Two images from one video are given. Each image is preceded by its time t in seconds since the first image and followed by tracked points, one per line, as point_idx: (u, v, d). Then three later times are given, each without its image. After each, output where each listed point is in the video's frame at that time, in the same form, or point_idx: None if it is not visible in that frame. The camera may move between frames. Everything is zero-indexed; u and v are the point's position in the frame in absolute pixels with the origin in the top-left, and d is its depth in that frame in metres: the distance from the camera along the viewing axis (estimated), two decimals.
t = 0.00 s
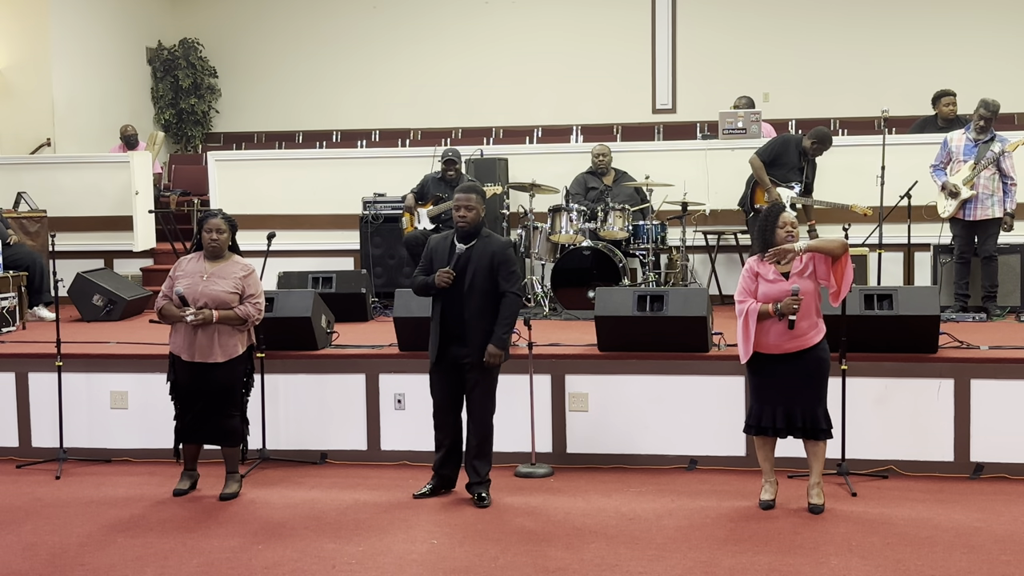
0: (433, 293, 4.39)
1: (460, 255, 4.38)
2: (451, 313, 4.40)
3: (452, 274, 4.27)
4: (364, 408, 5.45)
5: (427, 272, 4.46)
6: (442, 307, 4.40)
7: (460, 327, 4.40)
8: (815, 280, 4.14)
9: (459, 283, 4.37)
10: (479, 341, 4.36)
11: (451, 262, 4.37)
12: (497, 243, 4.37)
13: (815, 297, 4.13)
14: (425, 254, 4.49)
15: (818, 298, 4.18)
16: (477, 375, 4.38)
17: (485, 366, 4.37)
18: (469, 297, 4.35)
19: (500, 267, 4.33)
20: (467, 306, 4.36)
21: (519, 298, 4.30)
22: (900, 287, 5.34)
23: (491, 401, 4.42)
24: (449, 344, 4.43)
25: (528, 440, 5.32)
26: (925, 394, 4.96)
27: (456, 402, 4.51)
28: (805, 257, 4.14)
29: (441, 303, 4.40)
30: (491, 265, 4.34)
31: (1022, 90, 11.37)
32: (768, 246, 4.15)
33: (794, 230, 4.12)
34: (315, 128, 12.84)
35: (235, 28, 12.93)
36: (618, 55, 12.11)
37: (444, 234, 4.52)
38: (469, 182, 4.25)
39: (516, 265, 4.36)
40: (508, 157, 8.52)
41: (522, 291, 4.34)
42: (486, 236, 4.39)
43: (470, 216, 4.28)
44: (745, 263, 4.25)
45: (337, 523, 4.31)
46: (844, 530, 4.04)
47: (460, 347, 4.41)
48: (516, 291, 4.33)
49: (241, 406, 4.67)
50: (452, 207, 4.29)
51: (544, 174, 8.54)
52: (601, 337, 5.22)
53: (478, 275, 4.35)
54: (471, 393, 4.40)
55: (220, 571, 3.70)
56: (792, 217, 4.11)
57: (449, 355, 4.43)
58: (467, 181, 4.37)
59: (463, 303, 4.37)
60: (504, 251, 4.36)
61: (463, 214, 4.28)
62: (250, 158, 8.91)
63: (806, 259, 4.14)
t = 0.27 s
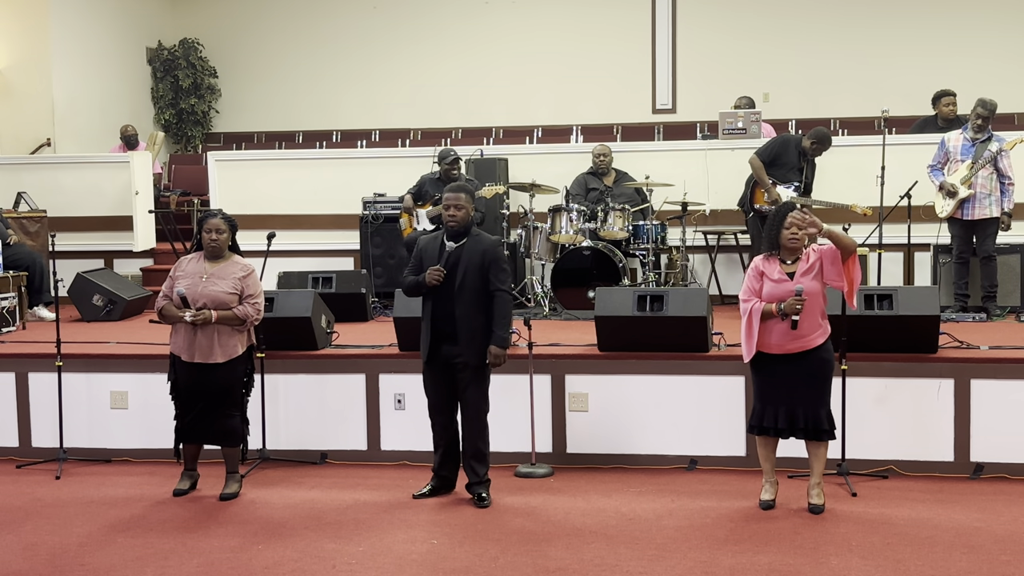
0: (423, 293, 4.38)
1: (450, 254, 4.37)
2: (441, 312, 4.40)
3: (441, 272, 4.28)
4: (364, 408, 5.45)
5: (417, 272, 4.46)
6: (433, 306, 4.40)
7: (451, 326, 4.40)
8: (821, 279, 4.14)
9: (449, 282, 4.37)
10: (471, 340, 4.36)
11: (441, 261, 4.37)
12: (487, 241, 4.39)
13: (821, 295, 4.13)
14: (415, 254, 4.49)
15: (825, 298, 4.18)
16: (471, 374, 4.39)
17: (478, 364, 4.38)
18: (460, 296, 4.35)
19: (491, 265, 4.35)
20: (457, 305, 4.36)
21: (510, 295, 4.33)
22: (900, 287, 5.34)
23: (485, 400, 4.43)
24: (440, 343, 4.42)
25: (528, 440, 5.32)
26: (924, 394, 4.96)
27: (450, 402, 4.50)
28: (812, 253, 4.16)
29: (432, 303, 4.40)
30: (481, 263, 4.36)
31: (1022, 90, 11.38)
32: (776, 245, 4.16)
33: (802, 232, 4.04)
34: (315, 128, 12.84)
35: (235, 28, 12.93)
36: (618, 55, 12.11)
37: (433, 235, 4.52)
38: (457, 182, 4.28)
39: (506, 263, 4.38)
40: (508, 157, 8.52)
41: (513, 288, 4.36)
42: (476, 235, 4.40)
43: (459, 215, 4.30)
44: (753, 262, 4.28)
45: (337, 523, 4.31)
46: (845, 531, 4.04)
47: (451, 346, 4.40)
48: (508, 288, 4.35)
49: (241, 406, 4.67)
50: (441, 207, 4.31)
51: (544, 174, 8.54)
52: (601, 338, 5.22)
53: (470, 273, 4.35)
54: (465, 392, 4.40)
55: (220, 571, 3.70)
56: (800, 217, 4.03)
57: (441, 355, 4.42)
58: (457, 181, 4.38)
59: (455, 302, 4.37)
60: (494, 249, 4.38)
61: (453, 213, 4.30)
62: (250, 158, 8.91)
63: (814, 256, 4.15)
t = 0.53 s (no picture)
0: (414, 293, 4.37)
1: (441, 254, 4.37)
2: (432, 312, 4.40)
3: (434, 272, 4.27)
4: (364, 408, 5.45)
5: (407, 272, 4.44)
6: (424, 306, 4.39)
7: (442, 325, 4.39)
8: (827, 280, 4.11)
9: (440, 282, 4.36)
10: (462, 339, 4.35)
11: (432, 261, 4.36)
12: (477, 241, 4.38)
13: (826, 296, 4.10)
14: (405, 254, 4.48)
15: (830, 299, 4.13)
16: (462, 373, 4.38)
17: (469, 364, 4.37)
18: (451, 296, 4.35)
19: (481, 265, 4.34)
20: (448, 305, 4.36)
21: (500, 294, 4.33)
22: (900, 287, 5.34)
23: (478, 399, 4.43)
24: (431, 343, 4.41)
25: (528, 440, 5.32)
26: (925, 394, 4.96)
27: (442, 402, 4.49)
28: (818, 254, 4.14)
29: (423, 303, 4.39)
30: (471, 263, 4.35)
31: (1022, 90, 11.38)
32: (783, 245, 4.19)
33: (807, 232, 4.09)
34: (315, 128, 12.84)
35: (235, 28, 12.93)
36: (618, 56, 12.11)
37: (423, 235, 4.52)
38: (448, 182, 4.30)
39: (496, 263, 4.38)
40: (509, 157, 8.52)
41: (502, 288, 4.36)
42: (467, 235, 4.40)
43: (450, 215, 4.32)
44: (758, 262, 4.28)
45: (337, 523, 4.31)
46: (845, 530, 4.04)
47: (442, 346, 4.39)
48: (497, 288, 4.35)
49: (240, 406, 4.67)
50: (433, 207, 4.33)
51: (544, 174, 8.54)
52: (601, 338, 5.22)
53: (460, 273, 4.35)
54: (457, 391, 4.40)
55: (220, 571, 3.70)
56: (806, 217, 4.08)
57: (433, 355, 4.40)
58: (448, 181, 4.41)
59: (446, 302, 4.36)
60: (485, 250, 4.37)
61: (443, 214, 4.32)
62: (249, 158, 8.91)
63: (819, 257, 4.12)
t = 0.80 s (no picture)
0: (407, 293, 4.37)
1: (433, 254, 4.37)
2: (425, 311, 4.40)
3: (426, 272, 4.28)
4: (364, 408, 5.45)
5: (400, 272, 4.46)
6: (416, 306, 4.40)
7: (435, 324, 4.40)
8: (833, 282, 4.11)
9: (433, 282, 4.36)
10: (455, 339, 4.35)
11: (425, 262, 4.37)
12: (469, 242, 4.38)
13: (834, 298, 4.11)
14: (398, 255, 4.49)
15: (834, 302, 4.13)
16: (456, 372, 4.38)
17: (461, 364, 4.37)
18: (444, 296, 4.35)
19: (473, 265, 4.35)
20: (440, 305, 4.37)
21: (493, 294, 4.33)
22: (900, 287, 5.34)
23: (473, 399, 4.42)
24: (424, 343, 4.41)
25: (528, 440, 5.32)
26: (925, 394, 4.96)
27: (437, 401, 4.50)
28: (826, 254, 4.14)
29: (415, 303, 4.39)
30: (464, 263, 4.35)
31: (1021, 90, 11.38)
32: (787, 245, 4.18)
33: (809, 230, 4.08)
34: (315, 128, 12.84)
35: (235, 28, 12.94)
36: (618, 56, 12.11)
37: (416, 236, 4.52)
38: (441, 183, 4.30)
39: (488, 263, 4.38)
40: (509, 157, 8.52)
41: (494, 287, 4.36)
42: (459, 235, 4.40)
43: (442, 216, 4.32)
44: (762, 262, 4.27)
45: (337, 523, 4.31)
46: (845, 531, 4.04)
47: (435, 345, 4.38)
48: (489, 287, 4.35)
49: (239, 406, 4.68)
50: (425, 208, 4.33)
51: (544, 174, 8.54)
52: (601, 337, 5.22)
53: (453, 273, 4.35)
54: (451, 390, 4.39)
55: (220, 571, 3.70)
56: (809, 217, 4.08)
57: (426, 355, 4.40)
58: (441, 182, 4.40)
59: (439, 302, 4.36)
60: (477, 249, 4.37)
61: (436, 214, 4.32)
62: (249, 158, 8.91)
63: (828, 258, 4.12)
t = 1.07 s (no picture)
0: (402, 293, 4.39)
1: (428, 254, 4.39)
2: (421, 311, 4.41)
3: (421, 272, 4.29)
4: (364, 408, 5.45)
5: (395, 272, 4.45)
6: (411, 305, 4.41)
7: (431, 323, 4.41)
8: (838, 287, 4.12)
9: (427, 282, 4.37)
10: (451, 339, 4.35)
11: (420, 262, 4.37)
12: (464, 242, 4.38)
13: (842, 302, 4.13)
14: (393, 255, 4.49)
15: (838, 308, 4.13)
16: (451, 372, 4.38)
17: (456, 364, 4.37)
18: (440, 296, 4.34)
19: (468, 265, 4.34)
20: (435, 306, 4.37)
21: (489, 294, 4.33)
22: (900, 287, 5.34)
23: (469, 397, 4.43)
24: (419, 342, 4.44)
25: (528, 440, 5.32)
26: (925, 394, 4.96)
27: (435, 401, 4.50)
28: (839, 260, 4.13)
29: (412, 303, 4.41)
30: (459, 263, 4.35)
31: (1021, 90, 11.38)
32: (792, 245, 4.16)
33: (814, 232, 4.05)
34: (315, 128, 12.84)
35: (235, 28, 12.94)
36: (618, 56, 12.11)
37: (411, 236, 4.52)
38: (435, 183, 4.31)
39: (483, 263, 4.38)
40: (509, 157, 8.52)
41: (490, 287, 4.36)
42: (454, 235, 4.40)
43: (436, 216, 4.32)
44: (766, 261, 4.26)
45: (337, 523, 4.31)
46: (845, 531, 4.04)
47: (431, 345, 4.40)
48: (485, 287, 4.35)
49: (239, 405, 4.69)
50: (419, 208, 4.34)
51: (544, 174, 8.54)
52: (601, 337, 5.22)
53: (448, 273, 4.34)
54: (448, 390, 4.40)
55: (220, 571, 3.70)
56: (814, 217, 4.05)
57: (422, 354, 4.42)
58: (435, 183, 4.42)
59: (435, 302, 4.37)
60: (472, 250, 4.37)
61: (430, 214, 4.32)
62: (249, 158, 8.91)
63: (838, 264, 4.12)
